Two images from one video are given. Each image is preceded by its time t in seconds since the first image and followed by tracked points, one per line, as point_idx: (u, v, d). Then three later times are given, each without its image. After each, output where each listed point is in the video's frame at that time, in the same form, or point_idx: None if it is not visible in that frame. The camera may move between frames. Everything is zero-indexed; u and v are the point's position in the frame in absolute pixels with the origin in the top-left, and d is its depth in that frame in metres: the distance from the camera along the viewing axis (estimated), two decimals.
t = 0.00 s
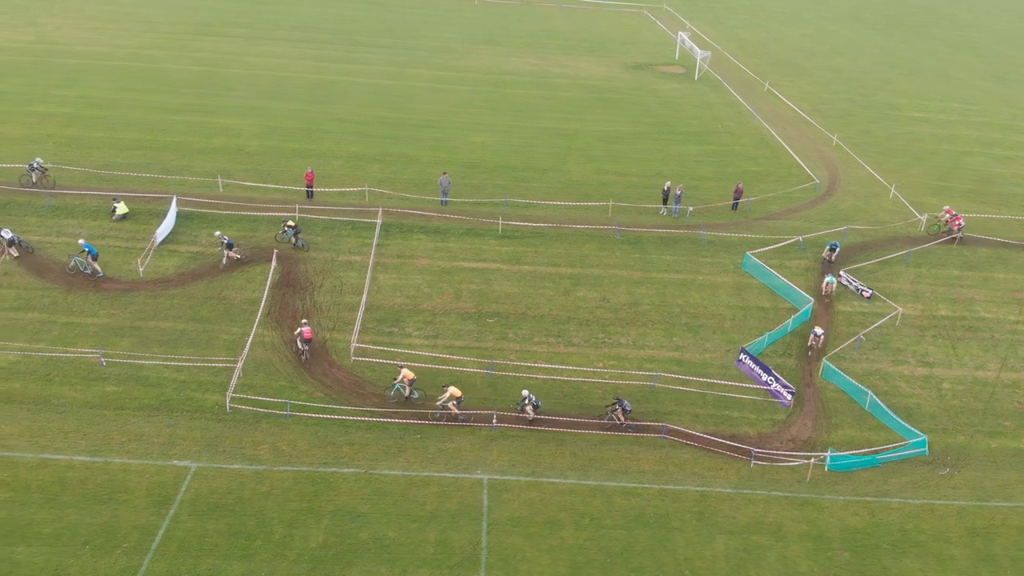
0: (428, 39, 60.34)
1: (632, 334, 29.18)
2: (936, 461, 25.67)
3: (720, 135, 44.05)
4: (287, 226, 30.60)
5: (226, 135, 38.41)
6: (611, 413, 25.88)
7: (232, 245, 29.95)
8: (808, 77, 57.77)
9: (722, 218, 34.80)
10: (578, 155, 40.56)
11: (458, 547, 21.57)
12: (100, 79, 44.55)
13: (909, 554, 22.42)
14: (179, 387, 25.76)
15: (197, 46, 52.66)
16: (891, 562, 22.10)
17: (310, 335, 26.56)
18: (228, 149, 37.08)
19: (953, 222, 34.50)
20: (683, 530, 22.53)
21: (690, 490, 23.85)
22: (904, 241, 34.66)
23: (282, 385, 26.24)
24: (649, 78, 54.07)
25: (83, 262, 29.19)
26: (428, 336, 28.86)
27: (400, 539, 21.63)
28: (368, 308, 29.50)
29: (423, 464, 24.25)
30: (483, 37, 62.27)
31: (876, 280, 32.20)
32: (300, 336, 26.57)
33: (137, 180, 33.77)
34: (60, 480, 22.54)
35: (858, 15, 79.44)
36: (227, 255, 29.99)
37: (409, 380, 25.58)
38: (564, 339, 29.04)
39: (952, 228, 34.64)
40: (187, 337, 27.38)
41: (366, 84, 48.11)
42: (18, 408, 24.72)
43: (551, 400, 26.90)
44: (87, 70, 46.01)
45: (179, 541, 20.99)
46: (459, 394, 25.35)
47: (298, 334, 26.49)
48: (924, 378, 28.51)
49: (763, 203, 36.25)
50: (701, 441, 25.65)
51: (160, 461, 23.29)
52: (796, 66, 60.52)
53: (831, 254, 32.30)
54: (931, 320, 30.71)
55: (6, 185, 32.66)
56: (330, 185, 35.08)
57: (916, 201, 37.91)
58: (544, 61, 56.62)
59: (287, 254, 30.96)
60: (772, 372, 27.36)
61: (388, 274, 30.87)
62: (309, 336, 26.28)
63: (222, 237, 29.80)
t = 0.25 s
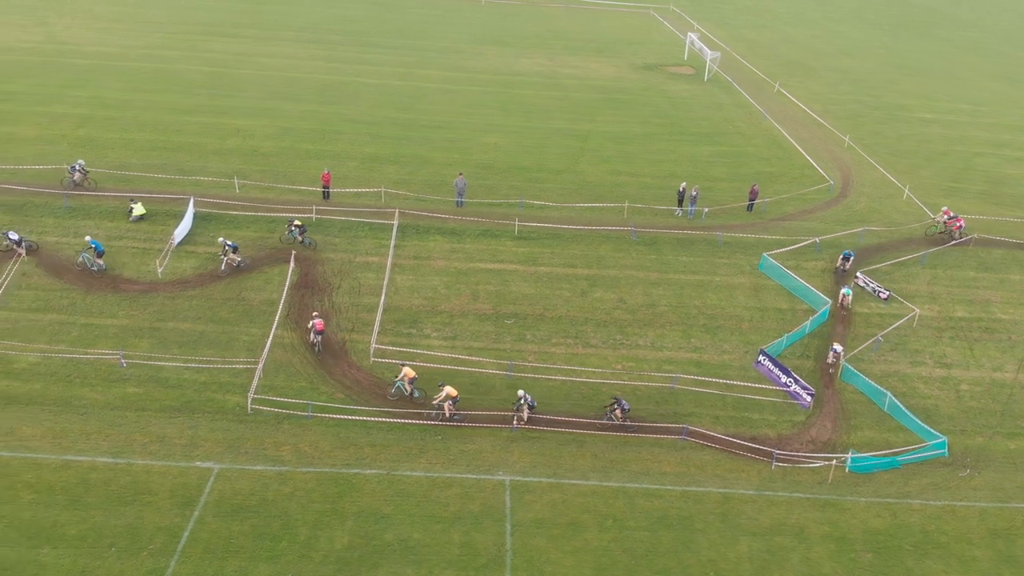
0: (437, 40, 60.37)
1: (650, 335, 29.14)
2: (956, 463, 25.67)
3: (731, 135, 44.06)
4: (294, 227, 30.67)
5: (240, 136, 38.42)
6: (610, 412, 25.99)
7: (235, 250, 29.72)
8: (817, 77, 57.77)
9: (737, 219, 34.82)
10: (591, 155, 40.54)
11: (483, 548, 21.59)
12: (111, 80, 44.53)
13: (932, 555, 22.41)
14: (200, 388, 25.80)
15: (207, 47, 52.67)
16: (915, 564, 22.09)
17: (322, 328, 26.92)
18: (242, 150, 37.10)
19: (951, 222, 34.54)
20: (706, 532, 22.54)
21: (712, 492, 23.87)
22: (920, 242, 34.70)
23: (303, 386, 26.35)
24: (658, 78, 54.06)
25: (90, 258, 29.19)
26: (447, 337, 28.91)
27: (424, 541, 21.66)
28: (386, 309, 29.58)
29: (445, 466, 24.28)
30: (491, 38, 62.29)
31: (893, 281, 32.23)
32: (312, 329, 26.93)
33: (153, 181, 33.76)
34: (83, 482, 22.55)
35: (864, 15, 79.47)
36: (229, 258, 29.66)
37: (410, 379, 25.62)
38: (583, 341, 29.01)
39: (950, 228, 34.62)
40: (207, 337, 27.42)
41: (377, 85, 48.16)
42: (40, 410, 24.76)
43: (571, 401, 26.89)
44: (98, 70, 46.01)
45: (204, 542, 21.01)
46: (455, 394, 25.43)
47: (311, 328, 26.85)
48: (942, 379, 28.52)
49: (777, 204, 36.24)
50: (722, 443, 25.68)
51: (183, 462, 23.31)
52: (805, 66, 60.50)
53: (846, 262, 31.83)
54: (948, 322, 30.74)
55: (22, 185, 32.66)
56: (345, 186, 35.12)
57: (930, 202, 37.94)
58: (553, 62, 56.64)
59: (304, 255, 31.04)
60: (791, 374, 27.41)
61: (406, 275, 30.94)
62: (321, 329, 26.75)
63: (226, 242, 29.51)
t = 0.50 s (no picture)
0: (444, 40, 60.39)
1: (666, 336, 29.09)
2: (974, 464, 25.63)
3: (742, 136, 44.06)
4: (298, 228, 30.61)
5: (252, 137, 38.45)
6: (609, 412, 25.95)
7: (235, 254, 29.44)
8: (825, 78, 57.78)
9: (750, 220, 34.81)
10: (603, 156, 40.54)
11: (505, 549, 21.60)
12: (122, 80, 44.52)
13: (952, 556, 22.39)
14: (218, 389, 25.87)
15: (216, 47, 52.65)
16: (936, 565, 22.07)
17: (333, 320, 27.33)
18: (255, 151, 37.10)
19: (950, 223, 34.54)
20: (727, 533, 22.56)
21: (732, 493, 23.89)
22: (933, 243, 34.70)
23: (321, 387, 26.47)
24: (667, 79, 54.03)
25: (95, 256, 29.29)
26: (463, 338, 28.92)
27: (447, 542, 21.67)
28: (402, 310, 29.63)
29: (465, 467, 24.29)
30: (498, 38, 62.31)
31: (907, 283, 32.24)
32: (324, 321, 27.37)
33: (167, 182, 33.76)
34: (104, 482, 22.56)
35: (870, 15, 79.45)
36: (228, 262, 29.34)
37: (411, 376, 25.69)
38: (599, 342, 28.94)
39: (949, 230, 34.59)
40: (224, 338, 27.49)
41: (387, 86, 48.18)
42: (59, 410, 24.79)
43: (588, 403, 26.84)
44: (108, 70, 45.99)
45: (227, 543, 21.03)
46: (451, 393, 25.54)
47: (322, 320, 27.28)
48: (958, 380, 28.49)
49: (790, 205, 36.24)
50: (740, 444, 25.70)
51: (203, 463, 23.35)
52: (813, 67, 60.47)
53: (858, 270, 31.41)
54: (963, 323, 30.72)
55: (36, 186, 32.66)
56: (359, 187, 35.18)
57: (942, 204, 37.94)
58: (561, 62, 56.65)
59: (320, 256, 31.08)
60: (808, 375, 27.42)
61: (421, 276, 30.97)
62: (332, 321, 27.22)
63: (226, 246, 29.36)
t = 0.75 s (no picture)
0: (453, 40, 60.39)
1: (685, 337, 29.04)
2: (996, 466, 25.59)
3: (754, 137, 44.07)
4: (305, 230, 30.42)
5: (267, 138, 38.47)
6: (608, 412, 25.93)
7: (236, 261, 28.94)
8: (834, 78, 57.79)
9: (767, 221, 34.82)
10: (617, 157, 40.52)
11: (531, 551, 21.60)
12: (134, 80, 44.52)
13: (977, 558, 22.37)
14: (241, 390, 25.93)
15: (226, 48, 52.65)
16: (961, 567, 22.05)
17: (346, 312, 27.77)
18: (270, 152, 37.11)
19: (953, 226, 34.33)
20: (752, 535, 22.59)
21: (755, 495, 23.93)
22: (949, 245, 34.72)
23: (342, 388, 26.62)
24: (677, 80, 54.02)
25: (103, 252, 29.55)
26: (482, 339, 28.93)
27: (473, 543, 21.68)
28: (421, 311, 29.68)
29: (487, 468, 24.31)
30: (507, 39, 62.31)
31: (924, 284, 32.26)
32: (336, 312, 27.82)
33: (183, 183, 33.77)
34: (129, 484, 22.55)
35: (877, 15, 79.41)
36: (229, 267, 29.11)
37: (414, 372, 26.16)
38: (618, 343, 28.88)
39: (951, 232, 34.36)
40: (245, 340, 27.61)
41: (398, 87, 48.20)
42: (82, 412, 24.82)
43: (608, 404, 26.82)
44: (119, 71, 45.98)
45: (254, 545, 21.06)
46: (450, 391, 25.64)
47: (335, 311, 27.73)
48: (977, 382, 28.46)
49: (806, 206, 36.26)
50: (761, 446, 25.73)
51: (228, 465, 23.40)
52: (822, 68, 60.47)
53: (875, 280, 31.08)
54: (981, 324, 30.71)
55: (53, 187, 32.65)
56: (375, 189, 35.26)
57: (957, 205, 37.96)
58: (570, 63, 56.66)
59: (338, 257, 31.15)
60: (828, 377, 27.47)
61: (439, 277, 31.01)
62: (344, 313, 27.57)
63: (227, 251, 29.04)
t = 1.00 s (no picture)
0: (461, 41, 60.40)
1: (702, 339, 29.01)
2: (1015, 467, 25.51)
3: (765, 138, 44.09)
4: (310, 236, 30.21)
5: (280, 139, 38.49)
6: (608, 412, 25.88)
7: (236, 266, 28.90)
8: (843, 79, 57.79)
9: (782, 222, 34.83)
10: (629, 157, 40.50)
11: (554, 553, 21.58)
12: (145, 81, 44.51)
13: (1000, 559, 22.31)
14: (260, 391, 25.99)
15: (235, 48, 52.64)
16: (984, 568, 22.01)
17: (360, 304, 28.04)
18: (283, 154, 37.16)
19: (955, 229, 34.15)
20: (774, 537, 22.59)
21: (776, 497, 23.95)
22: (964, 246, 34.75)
23: (361, 389, 26.66)
24: (686, 81, 54.04)
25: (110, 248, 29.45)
26: (500, 340, 28.92)
27: (496, 545, 21.66)
28: (438, 312, 29.71)
29: (508, 470, 24.29)
30: (515, 40, 62.34)
31: (940, 285, 32.28)
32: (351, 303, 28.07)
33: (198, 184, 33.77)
34: (151, 485, 22.54)
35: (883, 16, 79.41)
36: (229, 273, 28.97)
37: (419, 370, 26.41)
38: (635, 344, 28.81)
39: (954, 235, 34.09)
40: (264, 340, 27.68)
41: (408, 88, 48.21)
42: (101, 413, 24.81)
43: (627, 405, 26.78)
44: (130, 71, 45.94)
45: (278, 547, 21.08)
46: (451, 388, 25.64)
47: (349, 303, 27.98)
48: (995, 383, 28.40)
49: (819, 207, 36.27)
50: (781, 447, 25.74)
51: (249, 466, 23.43)
52: (830, 68, 60.48)
53: (890, 289, 30.87)
54: (997, 325, 30.68)
55: (68, 187, 32.62)
56: (390, 190, 35.36)
57: (970, 206, 37.97)
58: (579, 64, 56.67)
59: (355, 259, 31.20)
60: (846, 379, 27.48)
61: (455, 278, 31.03)
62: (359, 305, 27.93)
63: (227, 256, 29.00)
